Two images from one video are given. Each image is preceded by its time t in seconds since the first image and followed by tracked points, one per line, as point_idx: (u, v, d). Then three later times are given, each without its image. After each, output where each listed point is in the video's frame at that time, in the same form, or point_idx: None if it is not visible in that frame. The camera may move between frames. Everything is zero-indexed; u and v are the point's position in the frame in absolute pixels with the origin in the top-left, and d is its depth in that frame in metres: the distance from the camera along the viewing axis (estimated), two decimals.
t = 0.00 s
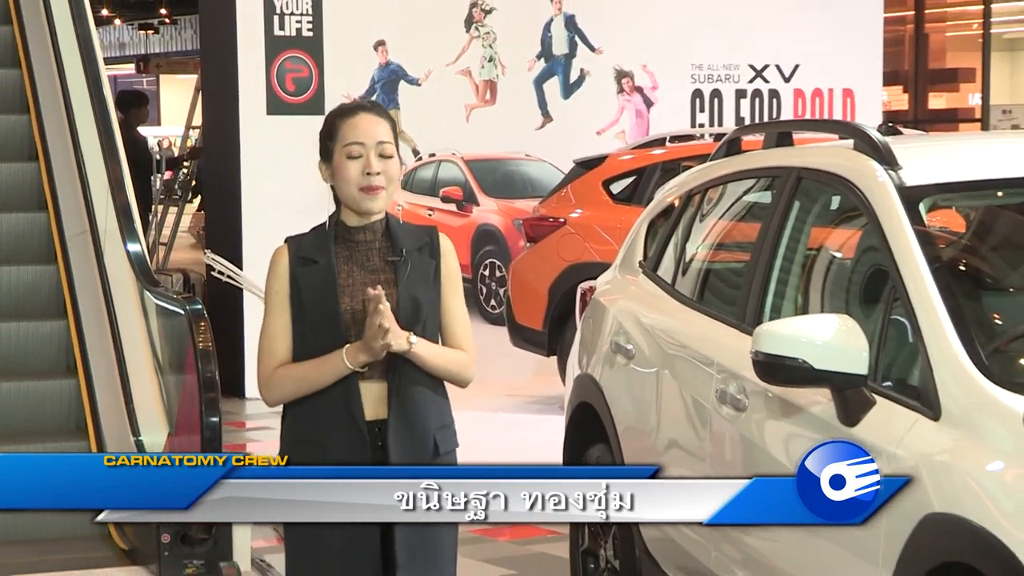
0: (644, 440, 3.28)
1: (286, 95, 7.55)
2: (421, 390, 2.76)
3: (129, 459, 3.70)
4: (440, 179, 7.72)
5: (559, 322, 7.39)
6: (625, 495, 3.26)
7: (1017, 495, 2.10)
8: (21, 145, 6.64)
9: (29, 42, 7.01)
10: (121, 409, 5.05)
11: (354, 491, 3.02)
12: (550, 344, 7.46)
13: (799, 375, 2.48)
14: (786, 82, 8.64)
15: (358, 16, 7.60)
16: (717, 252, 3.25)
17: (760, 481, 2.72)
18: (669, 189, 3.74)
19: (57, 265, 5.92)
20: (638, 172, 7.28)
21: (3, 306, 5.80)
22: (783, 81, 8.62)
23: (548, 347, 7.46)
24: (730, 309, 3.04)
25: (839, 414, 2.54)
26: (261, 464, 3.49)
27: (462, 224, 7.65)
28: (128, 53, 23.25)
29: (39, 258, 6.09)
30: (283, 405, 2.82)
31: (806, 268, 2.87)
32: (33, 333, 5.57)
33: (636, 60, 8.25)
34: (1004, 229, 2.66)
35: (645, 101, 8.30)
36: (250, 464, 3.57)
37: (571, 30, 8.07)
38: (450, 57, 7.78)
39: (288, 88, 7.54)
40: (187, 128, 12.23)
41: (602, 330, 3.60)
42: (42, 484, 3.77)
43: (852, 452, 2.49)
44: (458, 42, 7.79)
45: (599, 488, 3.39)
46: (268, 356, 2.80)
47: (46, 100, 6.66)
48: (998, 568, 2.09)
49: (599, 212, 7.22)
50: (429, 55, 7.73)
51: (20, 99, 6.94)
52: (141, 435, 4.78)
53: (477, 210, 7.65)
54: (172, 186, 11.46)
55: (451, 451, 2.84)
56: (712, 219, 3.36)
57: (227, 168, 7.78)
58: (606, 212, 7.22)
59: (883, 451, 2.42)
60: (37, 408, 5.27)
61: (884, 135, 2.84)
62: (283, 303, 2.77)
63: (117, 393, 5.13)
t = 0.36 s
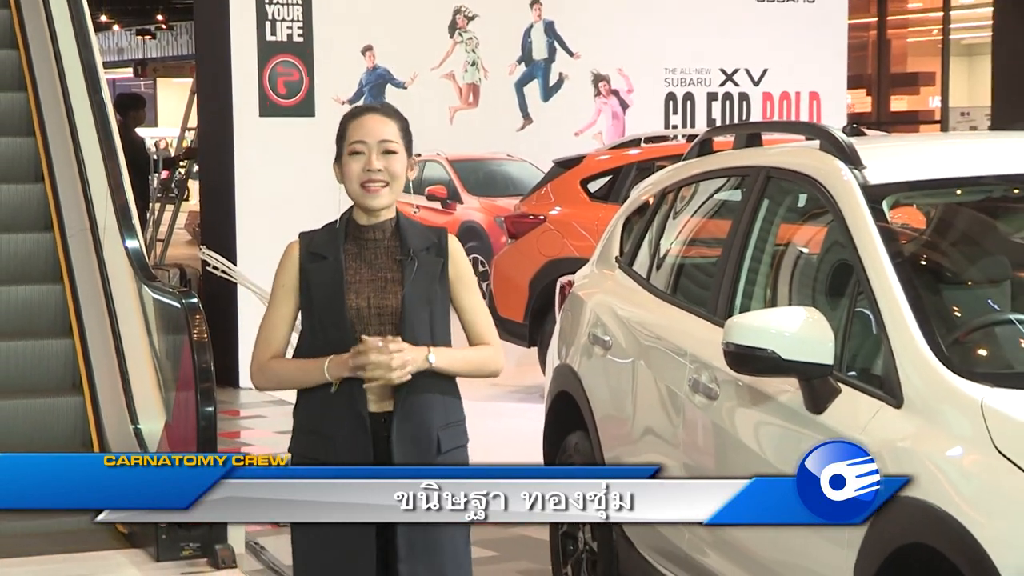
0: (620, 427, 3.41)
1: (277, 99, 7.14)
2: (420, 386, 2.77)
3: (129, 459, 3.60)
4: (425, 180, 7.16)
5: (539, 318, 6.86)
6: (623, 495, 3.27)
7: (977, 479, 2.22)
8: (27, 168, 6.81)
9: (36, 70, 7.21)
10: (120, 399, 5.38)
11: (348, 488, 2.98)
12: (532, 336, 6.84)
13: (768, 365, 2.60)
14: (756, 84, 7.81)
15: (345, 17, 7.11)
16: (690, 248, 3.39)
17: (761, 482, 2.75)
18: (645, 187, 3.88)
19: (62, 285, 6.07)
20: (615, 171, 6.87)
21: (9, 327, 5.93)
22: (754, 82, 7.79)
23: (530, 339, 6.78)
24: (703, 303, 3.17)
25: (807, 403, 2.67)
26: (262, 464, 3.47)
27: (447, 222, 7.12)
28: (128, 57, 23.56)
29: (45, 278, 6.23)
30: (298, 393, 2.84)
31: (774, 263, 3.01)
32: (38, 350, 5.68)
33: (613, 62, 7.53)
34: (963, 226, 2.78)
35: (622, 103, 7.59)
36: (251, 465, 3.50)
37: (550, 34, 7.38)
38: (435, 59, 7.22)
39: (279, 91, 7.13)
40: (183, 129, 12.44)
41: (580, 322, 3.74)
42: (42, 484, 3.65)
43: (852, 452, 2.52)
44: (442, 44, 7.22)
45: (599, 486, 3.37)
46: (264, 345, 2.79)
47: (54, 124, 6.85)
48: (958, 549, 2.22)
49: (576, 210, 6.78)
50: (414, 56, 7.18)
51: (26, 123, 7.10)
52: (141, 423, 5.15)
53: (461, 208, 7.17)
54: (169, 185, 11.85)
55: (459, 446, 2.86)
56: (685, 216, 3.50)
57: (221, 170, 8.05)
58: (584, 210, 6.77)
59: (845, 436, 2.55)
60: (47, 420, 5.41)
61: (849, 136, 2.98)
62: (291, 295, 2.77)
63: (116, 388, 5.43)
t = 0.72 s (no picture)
0: (598, 418, 3.56)
1: (270, 104, 7.98)
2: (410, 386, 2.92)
3: (129, 459, 3.60)
4: (412, 183, 7.97)
5: (521, 313, 7.50)
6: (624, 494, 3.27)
7: (937, 468, 2.35)
8: (33, 193, 6.93)
9: (41, 95, 7.33)
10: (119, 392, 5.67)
11: (348, 488, 3.05)
12: (513, 331, 7.54)
13: (738, 358, 2.73)
14: (727, 92, 8.82)
15: (335, 34, 7.95)
16: (665, 247, 3.53)
17: (762, 482, 2.79)
18: (621, 189, 4.04)
19: (67, 306, 6.16)
20: (593, 174, 7.53)
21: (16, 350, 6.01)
22: (724, 91, 8.80)
23: (511, 334, 7.54)
24: (676, 300, 3.32)
25: (776, 396, 2.81)
26: (261, 464, 3.48)
27: (432, 222, 7.94)
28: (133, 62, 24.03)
29: (51, 300, 6.31)
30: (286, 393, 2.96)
31: (745, 261, 3.15)
32: (46, 372, 5.81)
33: (591, 72, 8.40)
34: (924, 226, 2.89)
35: (599, 110, 8.46)
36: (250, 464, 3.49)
37: (531, 44, 8.25)
38: (420, 69, 8.07)
39: (271, 97, 7.98)
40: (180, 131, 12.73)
41: (559, 320, 3.90)
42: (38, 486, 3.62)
43: (851, 452, 2.56)
44: (426, 55, 8.06)
45: (598, 486, 3.35)
46: (264, 346, 2.90)
47: (60, 148, 6.98)
48: (921, 534, 2.37)
49: (557, 211, 7.43)
50: (400, 67, 8.01)
51: (32, 149, 7.22)
52: (139, 416, 5.50)
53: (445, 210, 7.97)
54: (165, 188, 11.82)
55: (441, 439, 3.01)
56: (660, 217, 3.64)
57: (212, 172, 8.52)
58: (564, 211, 7.43)
59: (812, 427, 2.68)
60: (54, 443, 5.54)
61: (815, 140, 3.12)
62: (286, 293, 2.88)
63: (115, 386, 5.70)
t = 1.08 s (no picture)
0: (580, 411, 3.71)
1: (266, 110, 8.91)
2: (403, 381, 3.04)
3: (129, 460, 3.71)
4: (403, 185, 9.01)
5: (506, 309, 8.30)
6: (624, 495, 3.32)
7: (904, 457, 2.46)
8: (42, 215, 7.13)
9: (49, 119, 7.54)
10: (121, 386, 6.06)
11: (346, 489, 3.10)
12: (498, 327, 8.37)
13: (714, 353, 2.87)
14: (704, 98, 9.77)
15: (324, 44, 8.84)
16: (644, 248, 3.69)
17: (763, 481, 2.84)
18: (603, 193, 4.23)
19: (76, 327, 6.39)
20: (574, 177, 8.36)
21: (27, 371, 6.24)
22: (701, 98, 9.76)
23: (496, 331, 8.37)
24: (655, 298, 3.47)
25: (751, 389, 2.94)
26: (262, 464, 3.49)
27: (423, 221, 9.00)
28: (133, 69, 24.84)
29: (60, 321, 6.55)
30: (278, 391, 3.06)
31: (722, 261, 3.29)
32: (55, 391, 6.00)
33: (574, 80, 9.36)
34: (892, 227, 3.02)
35: (581, 115, 9.40)
36: (250, 464, 3.52)
37: (516, 53, 9.20)
38: (410, 76, 8.96)
39: (268, 103, 8.90)
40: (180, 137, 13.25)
41: (543, 317, 4.09)
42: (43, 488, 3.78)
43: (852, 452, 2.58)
44: (416, 64, 8.96)
45: (598, 485, 3.41)
46: (261, 343, 3.03)
47: (67, 170, 7.21)
48: (889, 522, 2.47)
49: (540, 212, 8.20)
50: (389, 75, 8.90)
51: (41, 172, 7.43)
52: (140, 409, 5.93)
53: (434, 211, 9.01)
54: (166, 190, 12.13)
55: (431, 433, 3.13)
56: (639, 219, 3.82)
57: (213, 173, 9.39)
58: (547, 212, 8.19)
59: (785, 420, 2.81)
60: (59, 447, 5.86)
61: (788, 145, 3.25)
62: (282, 293, 3.01)
63: (119, 381, 6.06)
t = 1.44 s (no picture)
0: (566, 402, 3.89)
1: (265, 113, 9.87)
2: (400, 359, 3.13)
3: None
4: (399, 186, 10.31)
5: (495, 305, 8.82)
6: None
7: (874, 446, 2.60)
8: (53, 236, 7.33)
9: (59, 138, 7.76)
10: (125, 382, 6.36)
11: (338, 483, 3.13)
12: (488, 321, 8.92)
13: (694, 348, 3.01)
14: (683, 103, 11.34)
15: (317, 57, 9.98)
16: (627, 246, 3.84)
17: None
18: (587, 194, 4.39)
19: (85, 345, 6.63)
20: (560, 179, 8.75)
21: (39, 387, 6.49)
22: (681, 102, 11.32)
23: (486, 325, 8.92)
24: (638, 293, 3.62)
25: (729, 381, 3.09)
26: None
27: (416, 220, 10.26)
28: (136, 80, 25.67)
29: (69, 338, 6.76)
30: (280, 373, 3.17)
31: (702, 257, 3.42)
32: (64, 409, 6.27)
33: (558, 86, 10.85)
34: (864, 226, 3.15)
35: (566, 119, 10.91)
36: None
37: (504, 60, 10.63)
38: (403, 83, 10.27)
39: (267, 107, 9.86)
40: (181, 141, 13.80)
41: (531, 312, 4.26)
42: None
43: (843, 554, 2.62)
44: (409, 71, 10.27)
45: None
46: (258, 327, 3.17)
47: (76, 187, 7.42)
48: (857, 508, 2.59)
49: (527, 212, 8.66)
50: (385, 82, 10.21)
51: (51, 193, 7.62)
52: (144, 401, 6.25)
53: (426, 211, 10.31)
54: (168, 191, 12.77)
55: (428, 422, 3.21)
56: (623, 218, 3.96)
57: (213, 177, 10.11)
58: (534, 212, 8.65)
59: (762, 411, 2.96)
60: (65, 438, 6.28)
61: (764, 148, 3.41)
62: (279, 287, 3.15)
63: (124, 378, 6.37)
